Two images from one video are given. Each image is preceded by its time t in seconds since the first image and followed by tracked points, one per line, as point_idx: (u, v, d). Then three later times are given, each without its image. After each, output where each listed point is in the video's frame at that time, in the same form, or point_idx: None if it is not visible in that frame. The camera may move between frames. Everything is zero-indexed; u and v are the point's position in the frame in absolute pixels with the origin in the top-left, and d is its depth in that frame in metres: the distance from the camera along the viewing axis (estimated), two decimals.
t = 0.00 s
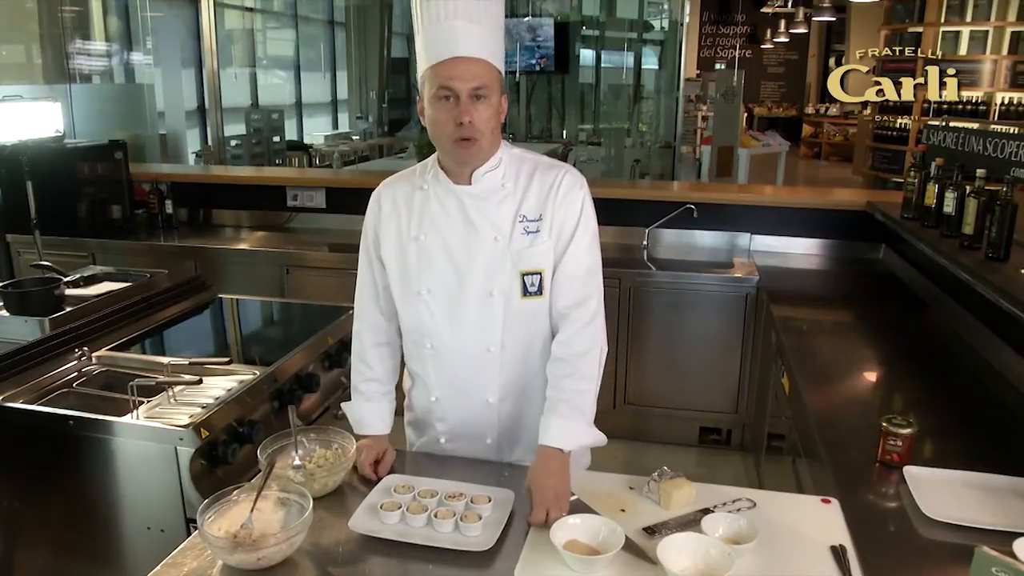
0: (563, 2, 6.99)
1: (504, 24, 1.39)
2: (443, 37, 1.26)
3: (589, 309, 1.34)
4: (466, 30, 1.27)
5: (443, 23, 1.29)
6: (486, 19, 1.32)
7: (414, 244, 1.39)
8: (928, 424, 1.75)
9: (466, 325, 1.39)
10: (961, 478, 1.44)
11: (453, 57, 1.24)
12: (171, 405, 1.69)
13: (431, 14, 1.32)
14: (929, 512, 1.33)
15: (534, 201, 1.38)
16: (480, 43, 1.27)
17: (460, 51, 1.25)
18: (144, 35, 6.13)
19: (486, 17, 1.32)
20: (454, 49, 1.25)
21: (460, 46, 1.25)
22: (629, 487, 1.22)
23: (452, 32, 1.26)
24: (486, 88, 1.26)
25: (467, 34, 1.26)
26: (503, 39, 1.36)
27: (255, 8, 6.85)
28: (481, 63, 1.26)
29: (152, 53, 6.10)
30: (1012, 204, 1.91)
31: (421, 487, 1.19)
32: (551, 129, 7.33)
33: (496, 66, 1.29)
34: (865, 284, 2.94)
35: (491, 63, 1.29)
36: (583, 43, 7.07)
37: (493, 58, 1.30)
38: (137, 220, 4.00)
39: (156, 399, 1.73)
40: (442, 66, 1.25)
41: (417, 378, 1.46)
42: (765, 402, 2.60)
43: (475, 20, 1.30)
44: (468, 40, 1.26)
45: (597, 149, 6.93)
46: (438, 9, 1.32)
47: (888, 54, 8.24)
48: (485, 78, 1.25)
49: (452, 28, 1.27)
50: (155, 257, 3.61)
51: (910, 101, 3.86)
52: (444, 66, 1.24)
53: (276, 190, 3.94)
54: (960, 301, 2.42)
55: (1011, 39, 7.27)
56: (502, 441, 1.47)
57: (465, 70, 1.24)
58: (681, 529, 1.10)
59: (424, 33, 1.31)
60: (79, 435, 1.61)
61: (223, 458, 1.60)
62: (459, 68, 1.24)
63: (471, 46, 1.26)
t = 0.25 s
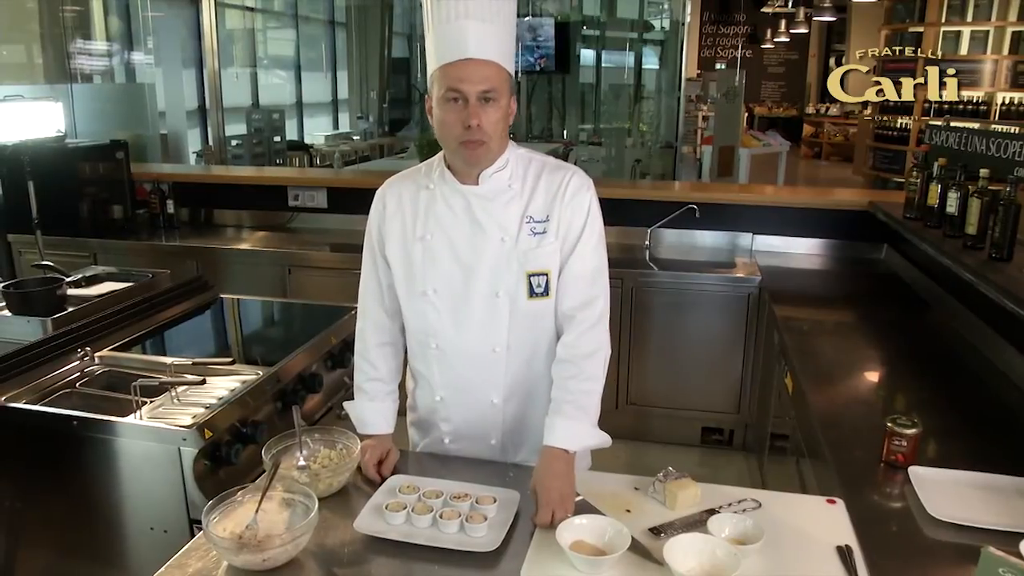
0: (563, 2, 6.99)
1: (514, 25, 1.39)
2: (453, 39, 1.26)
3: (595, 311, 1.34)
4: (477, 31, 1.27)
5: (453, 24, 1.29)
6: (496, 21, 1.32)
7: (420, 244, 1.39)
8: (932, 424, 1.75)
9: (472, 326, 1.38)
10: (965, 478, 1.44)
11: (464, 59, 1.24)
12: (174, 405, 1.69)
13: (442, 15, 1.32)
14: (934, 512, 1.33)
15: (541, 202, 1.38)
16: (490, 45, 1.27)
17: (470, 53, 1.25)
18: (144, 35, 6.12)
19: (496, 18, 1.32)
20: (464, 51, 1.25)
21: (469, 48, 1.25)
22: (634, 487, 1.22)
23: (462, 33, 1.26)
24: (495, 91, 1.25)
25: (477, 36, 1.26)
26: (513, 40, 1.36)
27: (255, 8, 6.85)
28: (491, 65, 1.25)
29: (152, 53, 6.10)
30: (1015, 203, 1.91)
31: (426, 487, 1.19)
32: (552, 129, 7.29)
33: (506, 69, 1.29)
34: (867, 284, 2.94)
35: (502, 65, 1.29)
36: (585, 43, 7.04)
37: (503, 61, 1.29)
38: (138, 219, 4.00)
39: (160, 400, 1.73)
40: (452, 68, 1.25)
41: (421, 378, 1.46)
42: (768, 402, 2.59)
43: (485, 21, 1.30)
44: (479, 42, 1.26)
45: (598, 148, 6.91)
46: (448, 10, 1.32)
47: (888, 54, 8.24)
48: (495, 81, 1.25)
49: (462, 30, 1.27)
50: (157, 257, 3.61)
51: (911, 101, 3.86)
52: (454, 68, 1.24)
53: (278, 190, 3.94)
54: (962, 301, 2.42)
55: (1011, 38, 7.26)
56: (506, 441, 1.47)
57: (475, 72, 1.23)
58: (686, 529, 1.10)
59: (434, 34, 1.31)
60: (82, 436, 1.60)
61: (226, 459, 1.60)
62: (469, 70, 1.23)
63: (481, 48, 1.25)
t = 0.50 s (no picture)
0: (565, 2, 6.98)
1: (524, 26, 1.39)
2: (462, 40, 1.26)
3: (606, 312, 1.33)
4: (485, 32, 1.27)
5: (462, 25, 1.28)
6: (505, 21, 1.31)
7: (430, 245, 1.39)
8: (940, 424, 1.74)
9: (481, 327, 1.38)
10: (975, 478, 1.43)
11: (472, 61, 1.24)
12: (181, 406, 1.69)
13: (452, 16, 1.32)
14: (944, 512, 1.32)
15: (551, 203, 1.38)
16: (499, 46, 1.26)
17: (478, 55, 1.24)
18: (145, 35, 6.10)
19: (506, 19, 1.32)
20: (473, 52, 1.24)
21: (478, 50, 1.24)
22: (643, 488, 1.22)
23: (471, 35, 1.26)
24: (504, 92, 1.25)
25: (486, 37, 1.25)
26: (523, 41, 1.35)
27: (256, 8, 6.84)
28: (499, 67, 1.25)
29: (153, 52, 6.08)
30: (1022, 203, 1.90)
31: (435, 489, 1.19)
32: (554, 129, 7.23)
33: (515, 70, 1.28)
34: (872, 284, 2.94)
35: (512, 67, 1.28)
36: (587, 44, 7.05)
37: (512, 62, 1.29)
38: (141, 220, 3.99)
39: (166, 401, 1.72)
40: (461, 70, 1.24)
41: (430, 379, 1.45)
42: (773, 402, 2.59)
43: (494, 22, 1.30)
44: (488, 44, 1.25)
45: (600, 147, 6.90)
46: (458, 10, 1.32)
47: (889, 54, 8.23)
48: (503, 82, 1.24)
49: (471, 31, 1.27)
50: (160, 257, 3.60)
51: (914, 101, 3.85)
52: (462, 70, 1.24)
53: (281, 190, 3.94)
54: (968, 302, 2.42)
55: (1013, 38, 7.24)
56: (515, 442, 1.47)
57: (483, 74, 1.23)
58: (697, 530, 1.09)
59: (443, 35, 1.31)
60: (88, 436, 1.60)
61: (234, 460, 1.60)
62: (477, 72, 1.23)
63: (490, 50, 1.25)
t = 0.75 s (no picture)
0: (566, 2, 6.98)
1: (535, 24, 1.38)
2: (472, 38, 1.25)
3: (617, 312, 1.33)
4: (495, 30, 1.26)
5: (473, 24, 1.28)
6: (516, 19, 1.31)
7: (440, 245, 1.39)
8: (950, 425, 1.74)
9: (492, 327, 1.38)
10: (987, 480, 1.43)
11: (481, 59, 1.23)
12: (189, 408, 1.68)
13: (464, 14, 1.32)
14: (957, 514, 1.32)
15: (562, 203, 1.37)
16: (510, 44, 1.26)
17: (488, 53, 1.24)
18: (147, 35, 6.09)
19: (517, 18, 1.31)
20: (482, 50, 1.24)
21: (488, 48, 1.24)
22: (655, 489, 1.21)
23: (481, 32, 1.26)
24: (512, 91, 1.24)
25: (497, 35, 1.25)
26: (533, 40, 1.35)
27: (257, 8, 6.83)
28: (509, 65, 1.24)
29: (155, 52, 6.08)
30: None
31: (447, 490, 1.18)
32: (555, 129, 7.18)
33: (525, 68, 1.28)
34: (877, 284, 2.94)
35: (522, 65, 1.28)
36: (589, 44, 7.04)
37: (523, 60, 1.28)
38: (144, 219, 3.99)
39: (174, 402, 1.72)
40: (470, 67, 1.24)
41: (440, 380, 1.45)
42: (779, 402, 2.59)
43: (505, 20, 1.29)
44: (498, 41, 1.25)
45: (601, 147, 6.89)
46: (470, 9, 1.32)
47: (890, 54, 8.23)
48: (512, 81, 1.24)
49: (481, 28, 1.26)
50: (164, 257, 3.60)
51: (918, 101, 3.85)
52: (471, 68, 1.23)
53: (284, 190, 3.94)
54: (975, 302, 2.42)
55: (1015, 38, 7.24)
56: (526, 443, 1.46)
57: (492, 72, 1.23)
58: (710, 532, 1.09)
59: (454, 32, 1.31)
60: (96, 437, 1.60)
61: (242, 461, 1.59)
62: (485, 70, 1.23)
63: (500, 48, 1.24)
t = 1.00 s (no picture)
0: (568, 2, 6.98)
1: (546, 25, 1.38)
2: (485, 40, 1.25)
3: (629, 313, 1.33)
4: (508, 32, 1.26)
5: (486, 25, 1.28)
6: (528, 20, 1.30)
7: (452, 246, 1.39)
8: (959, 425, 1.74)
9: (504, 328, 1.37)
10: (999, 481, 1.42)
11: (494, 62, 1.23)
12: (196, 409, 1.68)
13: (476, 15, 1.32)
14: (969, 514, 1.31)
15: (574, 203, 1.37)
16: (522, 45, 1.25)
17: (501, 56, 1.24)
18: (148, 35, 6.08)
19: (529, 18, 1.31)
20: (496, 53, 1.23)
21: (501, 50, 1.24)
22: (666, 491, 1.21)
23: (494, 35, 1.25)
24: (526, 93, 1.24)
25: (509, 37, 1.24)
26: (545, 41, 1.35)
27: (259, 8, 6.82)
28: (522, 67, 1.24)
29: (157, 53, 6.07)
30: None
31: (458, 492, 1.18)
32: (556, 130, 7.13)
33: (538, 70, 1.28)
34: (883, 284, 2.93)
35: (534, 67, 1.27)
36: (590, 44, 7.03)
37: (535, 62, 1.28)
38: (148, 220, 3.99)
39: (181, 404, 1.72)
40: (484, 70, 1.23)
41: (451, 380, 1.45)
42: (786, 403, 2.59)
43: (517, 21, 1.29)
44: (510, 44, 1.24)
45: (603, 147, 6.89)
46: (483, 10, 1.32)
47: (892, 54, 8.23)
48: (525, 83, 1.24)
49: (493, 31, 1.26)
50: (168, 258, 3.60)
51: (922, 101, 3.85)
52: (485, 71, 1.23)
53: (288, 190, 3.94)
54: (981, 302, 2.41)
55: (1017, 38, 7.23)
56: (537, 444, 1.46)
57: (506, 74, 1.22)
58: (723, 534, 1.09)
59: (467, 34, 1.30)
60: (104, 438, 1.59)
61: (250, 462, 1.59)
62: (499, 72, 1.22)
63: (512, 50, 1.24)
